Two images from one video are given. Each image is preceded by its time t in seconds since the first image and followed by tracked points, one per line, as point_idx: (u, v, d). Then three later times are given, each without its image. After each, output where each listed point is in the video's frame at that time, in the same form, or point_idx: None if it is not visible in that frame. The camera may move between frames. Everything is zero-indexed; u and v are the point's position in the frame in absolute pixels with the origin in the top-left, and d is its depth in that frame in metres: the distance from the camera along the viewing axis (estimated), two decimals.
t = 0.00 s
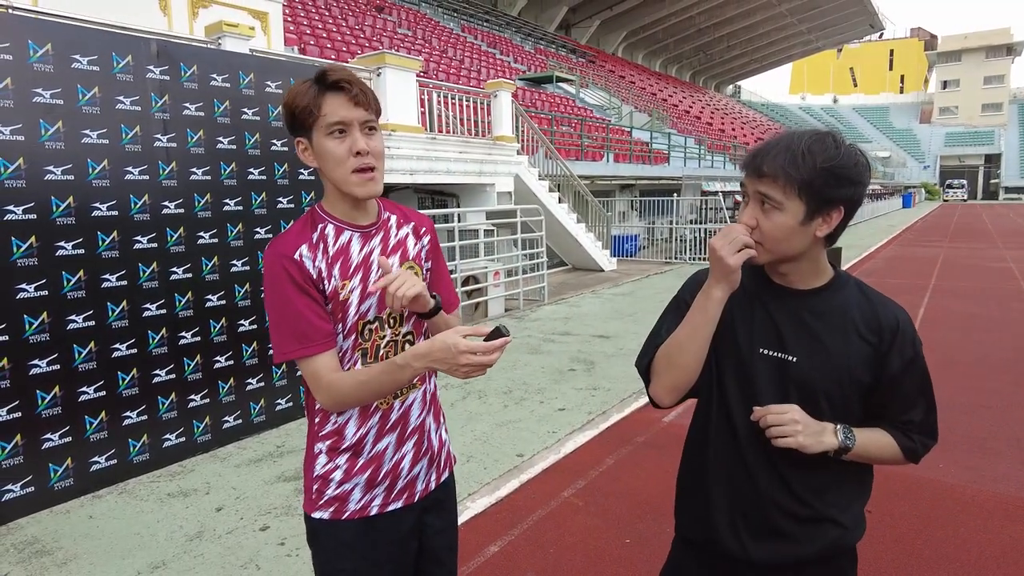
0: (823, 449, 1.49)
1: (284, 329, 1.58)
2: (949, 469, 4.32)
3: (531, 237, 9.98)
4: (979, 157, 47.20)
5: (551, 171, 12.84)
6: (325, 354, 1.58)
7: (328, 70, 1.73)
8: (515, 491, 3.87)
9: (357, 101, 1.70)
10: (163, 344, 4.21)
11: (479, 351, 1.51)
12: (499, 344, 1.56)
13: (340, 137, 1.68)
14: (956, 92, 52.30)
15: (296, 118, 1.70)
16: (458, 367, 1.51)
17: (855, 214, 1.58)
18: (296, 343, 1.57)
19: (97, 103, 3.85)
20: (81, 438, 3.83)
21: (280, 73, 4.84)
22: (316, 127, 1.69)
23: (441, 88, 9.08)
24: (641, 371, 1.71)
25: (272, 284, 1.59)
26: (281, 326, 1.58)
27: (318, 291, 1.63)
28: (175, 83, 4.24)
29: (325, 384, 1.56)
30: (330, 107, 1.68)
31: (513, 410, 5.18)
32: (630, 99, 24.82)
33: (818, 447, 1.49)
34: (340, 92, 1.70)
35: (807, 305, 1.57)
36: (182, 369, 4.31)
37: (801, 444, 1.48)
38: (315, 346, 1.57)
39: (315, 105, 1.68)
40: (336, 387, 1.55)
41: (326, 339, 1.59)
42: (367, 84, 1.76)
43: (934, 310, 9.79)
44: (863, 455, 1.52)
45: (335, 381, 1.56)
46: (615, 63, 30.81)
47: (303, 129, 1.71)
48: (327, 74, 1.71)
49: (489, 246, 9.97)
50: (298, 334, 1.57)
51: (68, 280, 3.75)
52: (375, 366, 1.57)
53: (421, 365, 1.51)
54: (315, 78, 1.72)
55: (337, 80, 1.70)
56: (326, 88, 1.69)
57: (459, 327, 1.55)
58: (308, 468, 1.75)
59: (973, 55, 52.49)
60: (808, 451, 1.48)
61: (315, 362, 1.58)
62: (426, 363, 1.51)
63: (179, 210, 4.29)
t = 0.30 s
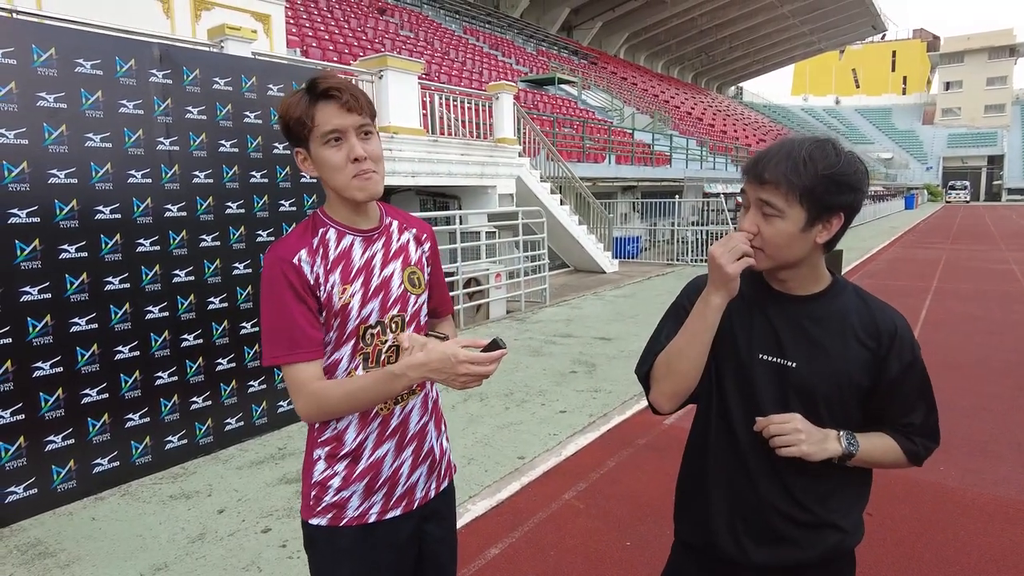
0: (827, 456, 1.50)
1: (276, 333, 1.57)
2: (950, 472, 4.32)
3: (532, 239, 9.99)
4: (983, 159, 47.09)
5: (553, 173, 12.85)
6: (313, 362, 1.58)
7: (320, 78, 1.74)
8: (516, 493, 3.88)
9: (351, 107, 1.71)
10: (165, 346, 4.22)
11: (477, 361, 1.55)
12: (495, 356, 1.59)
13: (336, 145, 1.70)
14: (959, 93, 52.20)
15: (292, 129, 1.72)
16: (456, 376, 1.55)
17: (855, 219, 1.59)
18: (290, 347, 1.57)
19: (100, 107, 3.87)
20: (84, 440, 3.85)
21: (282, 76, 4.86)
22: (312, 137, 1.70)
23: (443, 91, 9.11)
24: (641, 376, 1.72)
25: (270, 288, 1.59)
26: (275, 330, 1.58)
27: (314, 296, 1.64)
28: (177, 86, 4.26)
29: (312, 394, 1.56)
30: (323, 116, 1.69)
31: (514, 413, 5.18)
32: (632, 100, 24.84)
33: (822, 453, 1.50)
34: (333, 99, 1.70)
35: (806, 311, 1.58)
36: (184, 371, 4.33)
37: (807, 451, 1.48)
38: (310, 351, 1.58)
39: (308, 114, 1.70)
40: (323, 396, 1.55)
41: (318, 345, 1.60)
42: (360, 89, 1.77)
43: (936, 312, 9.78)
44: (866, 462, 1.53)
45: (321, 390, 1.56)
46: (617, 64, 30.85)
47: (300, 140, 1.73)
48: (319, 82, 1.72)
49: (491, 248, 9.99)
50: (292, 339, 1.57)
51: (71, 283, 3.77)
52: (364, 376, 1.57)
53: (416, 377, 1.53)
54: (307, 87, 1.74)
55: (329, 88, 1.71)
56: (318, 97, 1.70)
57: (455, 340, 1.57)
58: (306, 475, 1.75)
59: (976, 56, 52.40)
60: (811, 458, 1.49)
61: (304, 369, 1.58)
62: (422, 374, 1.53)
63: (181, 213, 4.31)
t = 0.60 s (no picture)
0: (827, 456, 1.51)
1: (275, 338, 1.57)
2: (951, 474, 4.32)
3: (534, 240, 10.00)
4: (984, 161, 47.04)
5: (555, 174, 12.87)
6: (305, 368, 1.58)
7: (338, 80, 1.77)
8: (517, 495, 3.88)
9: (368, 112, 1.74)
10: (168, 348, 4.24)
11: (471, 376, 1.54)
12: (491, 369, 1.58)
13: (351, 147, 1.71)
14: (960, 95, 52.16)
15: (305, 128, 1.73)
16: (449, 393, 1.54)
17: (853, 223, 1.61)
18: (291, 352, 1.57)
19: (104, 110, 3.89)
20: (87, 442, 3.86)
21: (284, 78, 4.88)
22: (327, 137, 1.72)
23: (445, 93, 9.14)
24: (643, 378, 1.73)
25: (270, 293, 1.59)
26: (273, 335, 1.57)
27: (315, 300, 1.64)
28: (180, 89, 4.28)
29: (296, 400, 1.55)
30: (340, 118, 1.71)
31: (516, 414, 5.19)
32: (633, 102, 24.89)
33: (821, 453, 1.50)
34: (350, 103, 1.73)
35: (806, 312, 1.59)
36: (187, 372, 4.34)
37: (806, 450, 1.49)
38: (309, 357, 1.59)
39: (324, 114, 1.71)
40: (310, 403, 1.54)
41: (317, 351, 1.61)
42: (375, 94, 1.80)
43: (937, 314, 9.78)
44: (866, 461, 1.54)
45: (306, 397, 1.54)
46: (619, 66, 30.90)
47: (313, 139, 1.74)
48: (337, 84, 1.74)
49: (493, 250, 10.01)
50: (292, 345, 1.57)
51: (75, 285, 3.79)
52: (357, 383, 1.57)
53: (410, 388, 1.54)
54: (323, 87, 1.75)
55: (347, 91, 1.73)
56: (336, 98, 1.72)
57: (450, 351, 1.58)
58: (309, 483, 1.76)
59: (978, 58, 52.37)
60: (812, 458, 1.50)
61: (295, 373, 1.57)
62: (416, 386, 1.54)
63: (184, 214, 4.32)
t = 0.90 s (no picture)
0: (823, 456, 1.52)
1: (281, 341, 1.60)
2: (952, 475, 4.32)
3: (535, 241, 10.02)
4: (986, 161, 46.94)
5: (556, 175, 12.88)
6: (311, 370, 1.61)
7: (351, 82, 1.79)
8: (518, 495, 3.90)
9: (381, 116, 1.77)
10: (171, 348, 4.26)
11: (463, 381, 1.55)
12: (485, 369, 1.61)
13: (362, 148, 1.73)
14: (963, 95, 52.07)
15: (316, 127, 1.74)
16: (440, 396, 1.56)
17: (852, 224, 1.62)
18: (296, 354, 1.60)
19: (107, 112, 3.91)
20: (90, 441, 3.88)
21: (286, 80, 4.89)
22: (338, 138, 1.73)
23: (446, 94, 9.16)
24: (642, 378, 1.74)
25: (276, 295, 1.61)
26: (279, 338, 1.60)
27: (319, 302, 1.65)
28: (183, 91, 4.30)
29: (307, 401, 1.60)
30: (353, 120, 1.73)
31: (517, 415, 5.20)
32: (635, 103, 24.89)
33: (817, 452, 1.52)
34: (364, 106, 1.76)
35: (805, 315, 1.60)
36: (190, 373, 4.36)
37: (802, 449, 1.51)
38: (314, 358, 1.61)
39: (338, 115, 1.72)
40: (316, 404, 1.59)
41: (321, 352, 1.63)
42: (386, 98, 1.83)
43: (939, 315, 9.78)
44: (862, 460, 1.55)
45: (314, 398, 1.60)
46: (620, 67, 30.92)
47: (323, 139, 1.75)
48: (350, 87, 1.77)
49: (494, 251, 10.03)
50: (297, 348, 1.60)
51: (78, 286, 3.81)
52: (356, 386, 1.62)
53: (406, 391, 1.57)
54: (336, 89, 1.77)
55: (361, 95, 1.76)
56: (350, 101, 1.74)
57: (445, 355, 1.59)
58: (309, 483, 1.77)
59: (980, 58, 52.27)
60: (808, 458, 1.51)
61: (302, 375, 1.61)
62: (411, 389, 1.57)
63: (186, 216, 4.34)
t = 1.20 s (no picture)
0: (821, 455, 1.53)
1: (280, 340, 1.61)
2: (953, 476, 4.32)
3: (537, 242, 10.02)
4: (989, 162, 46.84)
5: (558, 176, 12.88)
6: (304, 370, 1.63)
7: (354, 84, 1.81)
8: (519, 496, 3.91)
9: (383, 116, 1.78)
10: (173, 349, 4.27)
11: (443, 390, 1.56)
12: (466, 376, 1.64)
13: (364, 148, 1.74)
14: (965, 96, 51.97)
15: (319, 128, 1.75)
16: (420, 402, 1.57)
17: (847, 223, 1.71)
18: (294, 352, 1.61)
19: (110, 114, 3.93)
20: (93, 442, 3.89)
21: (289, 81, 4.91)
22: (341, 138, 1.74)
23: (448, 95, 9.18)
24: (631, 371, 1.77)
25: (275, 295, 1.62)
26: (275, 338, 1.61)
27: (318, 304, 1.67)
28: (186, 93, 4.32)
29: (297, 399, 1.63)
30: (356, 121, 1.74)
31: (518, 416, 5.22)
32: (637, 104, 24.89)
33: (816, 451, 1.53)
34: (367, 107, 1.77)
35: (803, 315, 1.61)
36: (192, 374, 4.38)
37: (801, 448, 1.52)
38: (308, 359, 1.63)
39: (341, 116, 1.74)
40: (305, 403, 1.62)
41: (316, 352, 1.65)
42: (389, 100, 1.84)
43: (941, 316, 9.77)
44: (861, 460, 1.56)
45: (303, 399, 1.63)
46: (622, 68, 30.95)
47: (326, 140, 1.76)
48: (353, 88, 1.78)
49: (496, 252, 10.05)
50: (291, 347, 1.61)
51: (81, 287, 3.83)
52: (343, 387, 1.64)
53: (388, 394, 1.59)
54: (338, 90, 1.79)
55: (363, 95, 1.77)
56: (353, 101, 1.76)
57: (428, 362, 1.60)
58: (311, 483, 1.78)
59: (983, 58, 52.16)
60: (806, 457, 1.52)
61: (297, 375, 1.63)
62: (393, 393, 1.59)
63: (189, 217, 4.36)
